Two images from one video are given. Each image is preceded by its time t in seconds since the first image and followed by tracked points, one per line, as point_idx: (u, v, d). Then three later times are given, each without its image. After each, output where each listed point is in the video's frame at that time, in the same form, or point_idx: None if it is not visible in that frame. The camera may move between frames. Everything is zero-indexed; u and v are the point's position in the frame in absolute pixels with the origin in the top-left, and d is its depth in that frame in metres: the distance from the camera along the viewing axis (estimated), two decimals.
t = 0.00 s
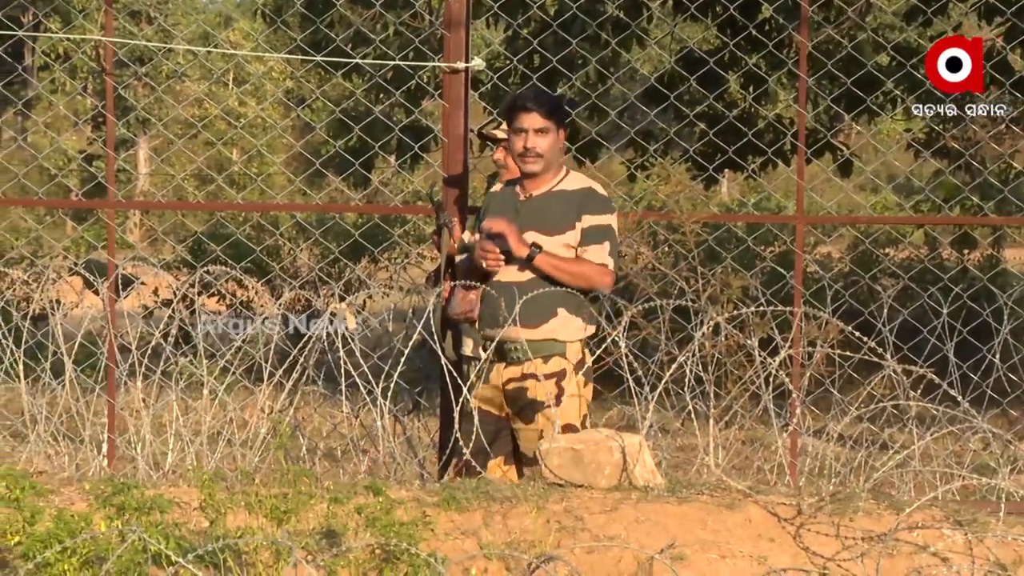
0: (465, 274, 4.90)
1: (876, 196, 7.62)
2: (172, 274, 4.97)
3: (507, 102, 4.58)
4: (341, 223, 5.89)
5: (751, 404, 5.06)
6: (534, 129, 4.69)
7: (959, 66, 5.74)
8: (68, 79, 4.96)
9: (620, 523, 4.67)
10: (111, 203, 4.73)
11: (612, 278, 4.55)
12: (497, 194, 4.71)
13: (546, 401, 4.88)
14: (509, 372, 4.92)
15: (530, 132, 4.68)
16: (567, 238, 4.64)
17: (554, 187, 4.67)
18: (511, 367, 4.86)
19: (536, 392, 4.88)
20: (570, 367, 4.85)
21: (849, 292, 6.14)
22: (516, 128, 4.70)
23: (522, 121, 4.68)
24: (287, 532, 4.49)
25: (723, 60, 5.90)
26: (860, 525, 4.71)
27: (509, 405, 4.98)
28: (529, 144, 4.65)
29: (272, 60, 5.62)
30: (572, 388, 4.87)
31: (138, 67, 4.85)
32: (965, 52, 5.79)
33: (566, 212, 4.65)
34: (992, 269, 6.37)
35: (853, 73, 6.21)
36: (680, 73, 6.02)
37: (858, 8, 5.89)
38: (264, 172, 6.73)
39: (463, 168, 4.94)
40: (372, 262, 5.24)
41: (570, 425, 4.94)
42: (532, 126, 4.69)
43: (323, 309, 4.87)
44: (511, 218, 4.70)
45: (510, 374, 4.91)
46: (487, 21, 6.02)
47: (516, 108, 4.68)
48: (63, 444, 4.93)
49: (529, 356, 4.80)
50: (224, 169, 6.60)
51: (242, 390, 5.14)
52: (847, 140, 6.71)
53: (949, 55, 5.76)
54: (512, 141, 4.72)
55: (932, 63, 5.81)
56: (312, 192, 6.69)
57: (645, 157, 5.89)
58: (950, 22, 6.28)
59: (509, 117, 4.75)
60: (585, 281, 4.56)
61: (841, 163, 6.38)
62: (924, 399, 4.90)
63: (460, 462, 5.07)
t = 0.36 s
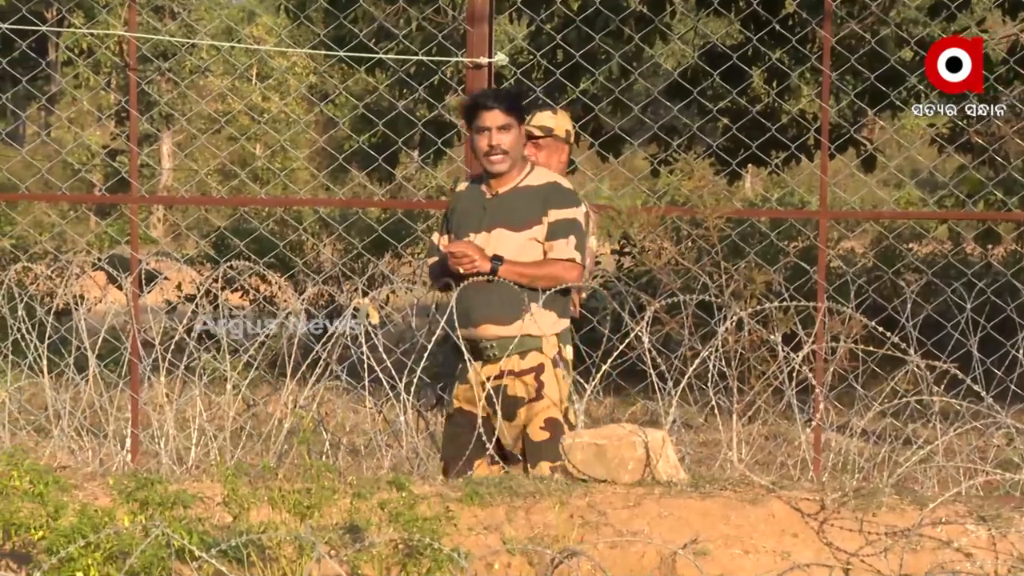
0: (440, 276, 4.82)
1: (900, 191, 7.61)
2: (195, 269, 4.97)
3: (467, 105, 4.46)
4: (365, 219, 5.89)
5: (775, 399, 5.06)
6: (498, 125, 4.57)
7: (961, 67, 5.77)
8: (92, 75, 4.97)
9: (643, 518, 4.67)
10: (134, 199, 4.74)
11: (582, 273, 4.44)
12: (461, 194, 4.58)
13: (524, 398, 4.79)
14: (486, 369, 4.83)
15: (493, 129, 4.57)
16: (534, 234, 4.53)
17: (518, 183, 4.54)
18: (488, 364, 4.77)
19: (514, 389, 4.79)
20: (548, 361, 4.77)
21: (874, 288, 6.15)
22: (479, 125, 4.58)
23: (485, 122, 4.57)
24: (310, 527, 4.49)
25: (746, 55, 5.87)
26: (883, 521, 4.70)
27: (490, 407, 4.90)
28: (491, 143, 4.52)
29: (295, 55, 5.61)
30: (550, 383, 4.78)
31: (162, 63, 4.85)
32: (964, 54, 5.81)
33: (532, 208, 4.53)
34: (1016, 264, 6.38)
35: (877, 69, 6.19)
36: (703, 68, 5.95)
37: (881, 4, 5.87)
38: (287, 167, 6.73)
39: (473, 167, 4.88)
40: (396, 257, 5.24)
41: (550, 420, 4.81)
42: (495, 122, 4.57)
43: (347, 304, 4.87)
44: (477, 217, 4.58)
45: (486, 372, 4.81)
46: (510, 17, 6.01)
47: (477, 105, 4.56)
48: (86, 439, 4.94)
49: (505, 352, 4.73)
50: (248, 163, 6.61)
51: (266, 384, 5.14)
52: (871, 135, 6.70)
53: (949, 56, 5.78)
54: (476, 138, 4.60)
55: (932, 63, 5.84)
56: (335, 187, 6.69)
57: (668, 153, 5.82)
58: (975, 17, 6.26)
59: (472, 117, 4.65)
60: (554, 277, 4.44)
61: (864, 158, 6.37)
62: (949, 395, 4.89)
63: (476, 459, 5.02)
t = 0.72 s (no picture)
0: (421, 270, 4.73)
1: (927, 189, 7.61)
2: (225, 266, 4.98)
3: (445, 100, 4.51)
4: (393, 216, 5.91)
5: (804, 396, 5.06)
6: (477, 121, 4.64)
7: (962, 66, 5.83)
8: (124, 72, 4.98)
9: (673, 515, 4.67)
10: (164, 196, 4.74)
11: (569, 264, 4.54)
12: (443, 192, 4.63)
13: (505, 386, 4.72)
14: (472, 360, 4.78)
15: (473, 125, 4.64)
16: (516, 228, 4.61)
17: (500, 179, 4.62)
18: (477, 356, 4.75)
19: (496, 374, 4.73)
20: (534, 351, 4.74)
21: (900, 285, 6.15)
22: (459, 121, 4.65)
23: (465, 117, 4.62)
24: (339, 523, 4.49)
25: (776, 52, 5.86)
26: (913, 518, 4.69)
27: (473, 396, 4.84)
28: (474, 140, 4.59)
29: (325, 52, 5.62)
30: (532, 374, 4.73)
31: (193, 60, 4.85)
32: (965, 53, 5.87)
33: (514, 202, 4.61)
34: None
35: (906, 66, 6.20)
36: (732, 65, 5.99)
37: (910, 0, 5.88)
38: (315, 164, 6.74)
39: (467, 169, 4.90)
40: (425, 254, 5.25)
41: (524, 406, 4.74)
42: (475, 119, 4.64)
43: (376, 301, 4.87)
44: (459, 214, 4.64)
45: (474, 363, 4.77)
46: (539, 14, 6.02)
47: (456, 101, 4.63)
48: (116, 436, 4.95)
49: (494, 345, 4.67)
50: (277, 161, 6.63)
51: (295, 382, 5.15)
52: (899, 133, 6.70)
53: (949, 55, 5.86)
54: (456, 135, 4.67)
55: (934, 63, 5.89)
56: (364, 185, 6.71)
57: (696, 150, 5.75)
58: (1004, 14, 6.26)
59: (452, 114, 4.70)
60: (541, 270, 4.53)
61: (892, 155, 6.37)
62: (979, 392, 4.89)
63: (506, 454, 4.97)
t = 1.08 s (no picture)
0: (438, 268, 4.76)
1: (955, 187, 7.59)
2: (255, 266, 4.98)
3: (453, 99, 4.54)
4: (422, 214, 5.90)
5: (834, 396, 5.06)
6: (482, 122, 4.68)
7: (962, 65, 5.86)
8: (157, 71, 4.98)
9: (703, 515, 4.67)
10: (194, 195, 4.75)
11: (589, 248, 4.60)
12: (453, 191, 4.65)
13: (499, 372, 4.69)
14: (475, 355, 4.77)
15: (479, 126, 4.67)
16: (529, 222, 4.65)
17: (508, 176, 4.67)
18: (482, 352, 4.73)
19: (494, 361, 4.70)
20: (538, 350, 4.71)
21: (928, 284, 6.15)
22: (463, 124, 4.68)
23: (471, 117, 4.65)
24: (369, 523, 4.48)
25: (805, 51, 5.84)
26: (943, 518, 4.68)
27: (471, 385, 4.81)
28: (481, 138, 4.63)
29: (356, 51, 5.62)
30: (528, 368, 4.69)
31: (223, 60, 4.86)
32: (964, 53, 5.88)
33: (524, 198, 4.67)
34: None
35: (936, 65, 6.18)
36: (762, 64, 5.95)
37: None
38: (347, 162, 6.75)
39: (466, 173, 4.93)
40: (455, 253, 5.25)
41: (508, 398, 4.69)
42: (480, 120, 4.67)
43: (407, 300, 4.87)
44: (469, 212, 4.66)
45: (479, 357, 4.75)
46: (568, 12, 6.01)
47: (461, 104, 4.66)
48: (146, 435, 4.95)
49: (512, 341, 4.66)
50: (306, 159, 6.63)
51: (324, 381, 5.15)
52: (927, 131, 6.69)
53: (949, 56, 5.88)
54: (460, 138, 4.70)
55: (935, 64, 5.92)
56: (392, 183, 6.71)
57: (725, 149, 5.75)
58: None
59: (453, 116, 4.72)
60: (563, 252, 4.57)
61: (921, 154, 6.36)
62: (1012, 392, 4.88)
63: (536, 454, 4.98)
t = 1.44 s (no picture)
0: (461, 269, 4.76)
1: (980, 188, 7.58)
2: (281, 266, 4.98)
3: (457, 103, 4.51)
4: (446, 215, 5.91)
5: (860, 396, 5.06)
6: (485, 125, 4.65)
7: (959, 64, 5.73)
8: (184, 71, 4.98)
9: (728, 515, 4.66)
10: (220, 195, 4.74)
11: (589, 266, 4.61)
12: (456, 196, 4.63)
13: (496, 386, 4.68)
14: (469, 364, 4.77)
15: (482, 129, 4.65)
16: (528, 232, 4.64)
17: (511, 182, 4.65)
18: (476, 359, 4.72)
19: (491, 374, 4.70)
20: (533, 358, 4.71)
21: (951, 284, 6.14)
22: (467, 124, 4.66)
23: (475, 120, 4.62)
24: (394, 523, 4.46)
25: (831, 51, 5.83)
26: (968, 518, 4.67)
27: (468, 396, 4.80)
28: (484, 143, 4.61)
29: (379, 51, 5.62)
30: (523, 379, 4.69)
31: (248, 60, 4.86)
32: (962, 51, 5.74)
33: (526, 206, 4.65)
34: None
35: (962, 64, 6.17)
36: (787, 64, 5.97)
37: None
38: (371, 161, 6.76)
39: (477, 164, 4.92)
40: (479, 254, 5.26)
41: (505, 411, 4.69)
42: (483, 121, 4.65)
43: (433, 300, 4.86)
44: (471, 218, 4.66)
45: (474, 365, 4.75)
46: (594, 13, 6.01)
47: (467, 103, 4.63)
48: (171, 436, 4.95)
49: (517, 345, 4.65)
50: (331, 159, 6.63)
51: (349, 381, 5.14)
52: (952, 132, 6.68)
53: (948, 56, 5.73)
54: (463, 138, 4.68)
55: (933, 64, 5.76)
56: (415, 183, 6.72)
57: (750, 149, 5.74)
58: None
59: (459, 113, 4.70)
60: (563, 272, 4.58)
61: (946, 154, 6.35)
62: None
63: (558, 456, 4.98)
